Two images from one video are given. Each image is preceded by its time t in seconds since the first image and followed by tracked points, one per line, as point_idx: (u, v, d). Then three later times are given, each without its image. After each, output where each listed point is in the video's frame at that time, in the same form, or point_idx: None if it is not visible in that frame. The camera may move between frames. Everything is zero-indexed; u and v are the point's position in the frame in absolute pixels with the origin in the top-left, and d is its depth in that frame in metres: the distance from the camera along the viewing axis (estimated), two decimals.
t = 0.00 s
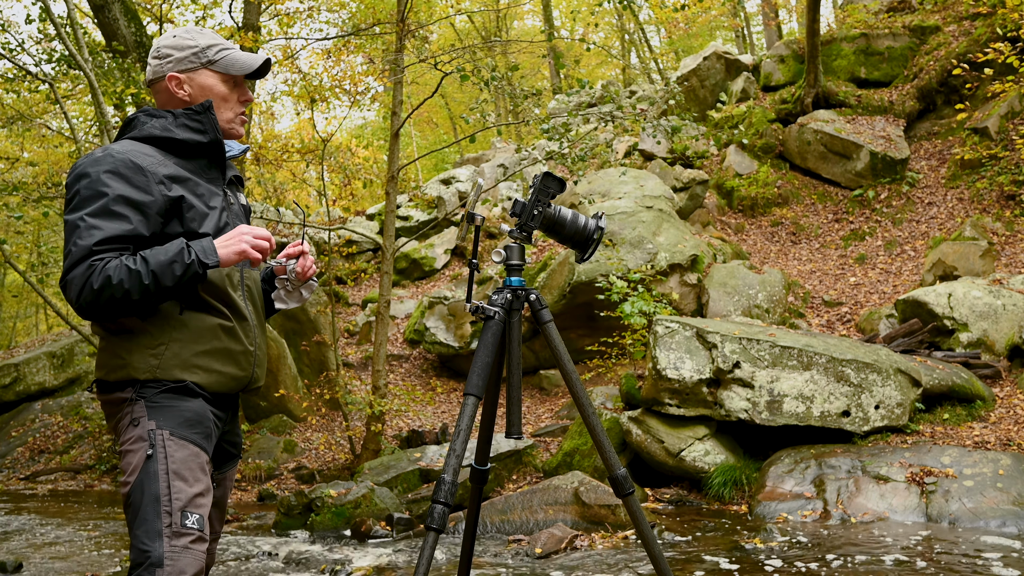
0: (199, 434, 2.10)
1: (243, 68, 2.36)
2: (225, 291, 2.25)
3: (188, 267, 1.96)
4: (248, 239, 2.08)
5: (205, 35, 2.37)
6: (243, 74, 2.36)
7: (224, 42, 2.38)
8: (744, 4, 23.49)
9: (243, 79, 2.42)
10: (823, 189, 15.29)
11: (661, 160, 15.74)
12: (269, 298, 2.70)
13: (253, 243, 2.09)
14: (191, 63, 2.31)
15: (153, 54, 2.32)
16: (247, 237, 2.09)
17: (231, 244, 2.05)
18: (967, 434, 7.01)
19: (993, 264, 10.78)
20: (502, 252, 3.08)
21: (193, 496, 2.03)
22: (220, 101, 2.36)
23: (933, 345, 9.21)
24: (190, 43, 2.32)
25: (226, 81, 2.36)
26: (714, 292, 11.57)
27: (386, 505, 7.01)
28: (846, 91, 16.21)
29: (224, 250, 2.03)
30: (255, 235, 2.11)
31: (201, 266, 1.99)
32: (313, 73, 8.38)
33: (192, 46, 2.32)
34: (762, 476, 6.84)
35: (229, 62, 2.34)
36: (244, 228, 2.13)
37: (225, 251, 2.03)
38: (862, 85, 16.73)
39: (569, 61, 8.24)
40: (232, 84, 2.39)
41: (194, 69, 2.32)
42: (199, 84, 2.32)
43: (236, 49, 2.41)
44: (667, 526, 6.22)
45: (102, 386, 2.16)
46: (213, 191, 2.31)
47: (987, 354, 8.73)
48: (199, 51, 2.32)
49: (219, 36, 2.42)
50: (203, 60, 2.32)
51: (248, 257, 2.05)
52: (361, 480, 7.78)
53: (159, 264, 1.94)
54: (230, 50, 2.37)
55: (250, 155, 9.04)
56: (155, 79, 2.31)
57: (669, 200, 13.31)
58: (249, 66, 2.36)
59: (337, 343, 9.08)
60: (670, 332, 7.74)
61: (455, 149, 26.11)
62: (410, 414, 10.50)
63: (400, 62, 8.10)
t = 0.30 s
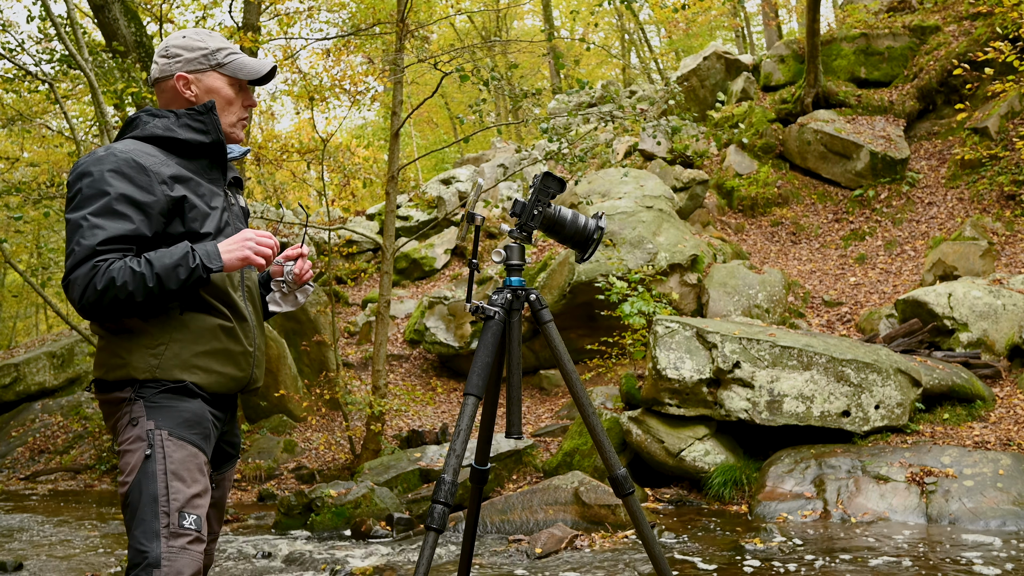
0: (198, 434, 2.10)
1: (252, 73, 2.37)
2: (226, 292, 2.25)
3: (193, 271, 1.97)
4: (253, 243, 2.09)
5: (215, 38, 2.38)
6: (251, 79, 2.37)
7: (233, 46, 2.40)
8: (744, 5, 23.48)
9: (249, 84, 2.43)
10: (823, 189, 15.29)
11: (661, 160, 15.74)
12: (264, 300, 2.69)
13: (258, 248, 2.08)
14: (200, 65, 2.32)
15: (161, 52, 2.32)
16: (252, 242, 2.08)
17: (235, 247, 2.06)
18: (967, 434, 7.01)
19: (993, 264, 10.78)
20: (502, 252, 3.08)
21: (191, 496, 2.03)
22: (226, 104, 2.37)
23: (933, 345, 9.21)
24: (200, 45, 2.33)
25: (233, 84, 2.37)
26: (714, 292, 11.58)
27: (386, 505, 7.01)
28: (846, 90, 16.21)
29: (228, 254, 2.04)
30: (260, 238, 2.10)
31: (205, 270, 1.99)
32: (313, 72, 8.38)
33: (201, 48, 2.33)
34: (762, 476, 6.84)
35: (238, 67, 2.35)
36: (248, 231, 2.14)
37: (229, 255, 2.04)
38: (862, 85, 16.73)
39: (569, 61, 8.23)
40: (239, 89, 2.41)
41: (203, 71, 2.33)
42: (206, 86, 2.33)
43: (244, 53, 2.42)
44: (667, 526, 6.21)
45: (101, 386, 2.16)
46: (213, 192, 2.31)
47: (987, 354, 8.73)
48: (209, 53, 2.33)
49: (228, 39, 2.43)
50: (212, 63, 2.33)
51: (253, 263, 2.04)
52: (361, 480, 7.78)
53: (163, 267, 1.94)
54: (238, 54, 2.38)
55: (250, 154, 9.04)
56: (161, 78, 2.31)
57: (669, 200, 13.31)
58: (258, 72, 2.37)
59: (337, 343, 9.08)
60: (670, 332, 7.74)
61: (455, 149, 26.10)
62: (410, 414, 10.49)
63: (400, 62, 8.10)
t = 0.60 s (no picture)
0: (202, 433, 2.10)
1: (256, 77, 2.38)
2: (227, 292, 2.26)
3: (194, 277, 1.98)
4: (253, 250, 2.12)
5: (218, 41, 2.39)
6: (254, 83, 2.38)
7: (235, 49, 2.40)
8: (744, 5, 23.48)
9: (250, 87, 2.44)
10: (823, 189, 15.29)
11: (661, 160, 15.74)
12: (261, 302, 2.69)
13: (258, 253, 2.12)
14: (204, 67, 2.32)
15: (163, 53, 2.32)
16: (253, 247, 2.12)
17: (235, 253, 2.08)
18: (967, 434, 7.01)
19: (993, 264, 10.78)
20: (502, 252, 3.08)
21: (197, 494, 2.03)
22: (228, 106, 2.38)
23: (933, 345, 9.21)
24: (204, 48, 2.33)
25: (237, 87, 2.38)
26: (714, 292, 11.59)
27: (386, 505, 7.01)
28: (846, 90, 16.21)
29: (228, 261, 2.06)
30: (260, 244, 2.15)
31: (206, 276, 2.01)
32: (313, 73, 8.38)
33: (206, 50, 2.33)
34: (762, 476, 6.84)
35: (242, 70, 2.36)
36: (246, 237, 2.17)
37: (229, 261, 2.06)
38: (862, 85, 16.73)
39: (569, 61, 8.23)
40: (242, 91, 2.41)
41: (207, 73, 2.33)
42: (209, 87, 2.33)
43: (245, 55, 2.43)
44: (666, 526, 6.21)
45: (103, 389, 2.15)
46: (213, 193, 2.31)
47: (987, 354, 8.74)
48: (213, 56, 2.34)
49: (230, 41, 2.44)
50: (216, 66, 2.34)
51: (254, 268, 2.09)
52: (361, 480, 7.77)
53: (164, 272, 1.95)
54: (240, 56, 2.39)
55: (250, 154, 9.04)
56: (164, 79, 2.31)
57: (669, 200, 13.31)
58: (261, 77, 2.38)
59: (337, 343, 9.07)
60: (670, 332, 7.74)
61: (455, 149, 26.10)
62: (410, 414, 10.49)
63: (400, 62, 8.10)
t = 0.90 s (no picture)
0: (214, 434, 2.12)
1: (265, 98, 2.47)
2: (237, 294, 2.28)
3: (220, 272, 1.98)
4: (268, 235, 2.10)
5: (235, 53, 2.43)
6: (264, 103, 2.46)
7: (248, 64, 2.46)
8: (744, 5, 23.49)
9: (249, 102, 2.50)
10: (823, 189, 15.29)
11: (661, 160, 15.75)
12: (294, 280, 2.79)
13: (274, 236, 2.11)
14: (228, 77, 2.35)
15: (188, 53, 2.31)
16: (267, 233, 2.10)
17: (252, 241, 2.08)
18: (967, 434, 7.01)
19: (993, 264, 10.78)
20: (502, 252, 3.09)
21: (210, 495, 2.04)
22: (233, 118, 2.42)
23: (933, 345, 9.21)
24: (228, 58, 2.36)
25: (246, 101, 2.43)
26: (714, 292, 11.59)
27: (386, 505, 7.01)
28: (846, 90, 16.21)
29: (250, 250, 2.06)
30: (272, 226, 2.13)
31: (231, 270, 2.01)
32: (313, 73, 8.38)
33: (230, 62, 2.37)
34: (762, 476, 6.84)
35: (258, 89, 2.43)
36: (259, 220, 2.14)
37: (249, 249, 2.06)
38: (862, 85, 16.73)
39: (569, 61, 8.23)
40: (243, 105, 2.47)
41: (228, 83, 2.36)
42: (227, 98, 2.37)
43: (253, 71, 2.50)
44: (667, 526, 6.21)
45: (113, 389, 2.14)
46: (219, 194, 2.31)
47: (987, 354, 8.73)
48: (235, 68, 2.38)
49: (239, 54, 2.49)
50: (234, 79, 2.38)
51: (272, 252, 2.08)
52: (361, 480, 7.78)
53: (191, 270, 1.95)
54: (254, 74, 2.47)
55: (250, 154, 9.04)
56: (187, 78, 2.29)
57: (669, 200, 13.30)
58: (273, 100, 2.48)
59: (337, 343, 9.06)
60: (670, 332, 7.75)
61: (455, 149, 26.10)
62: (410, 414, 10.49)
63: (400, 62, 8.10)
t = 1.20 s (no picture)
0: (212, 434, 2.11)
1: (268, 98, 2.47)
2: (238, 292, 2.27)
3: (230, 277, 2.02)
4: (275, 237, 2.13)
5: (238, 51, 2.42)
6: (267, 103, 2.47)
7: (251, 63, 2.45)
8: (744, 5, 23.50)
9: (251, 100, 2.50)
10: (823, 189, 15.29)
11: (661, 161, 15.75)
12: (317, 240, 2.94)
13: (280, 238, 2.14)
14: (231, 77, 2.35)
15: (191, 52, 2.30)
16: (273, 235, 2.13)
17: (258, 244, 2.11)
18: (967, 434, 7.01)
19: (993, 264, 10.78)
20: (502, 252, 3.09)
21: (207, 494, 2.04)
22: (237, 118, 2.42)
23: (933, 345, 9.21)
24: (232, 57, 2.35)
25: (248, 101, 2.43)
26: (714, 292, 11.59)
27: (386, 505, 7.01)
28: (846, 90, 16.21)
29: (256, 252, 2.09)
30: (278, 229, 2.15)
31: (239, 274, 2.05)
32: (313, 73, 8.39)
33: (233, 60, 2.36)
34: (762, 476, 6.84)
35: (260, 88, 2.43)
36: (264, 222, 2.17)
37: (255, 253, 2.09)
38: (862, 85, 16.73)
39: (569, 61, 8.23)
40: (245, 104, 2.46)
41: (231, 83, 2.36)
42: (229, 98, 2.36)
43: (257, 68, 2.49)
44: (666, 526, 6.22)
45: (114, 389, 2.15)
46: (221, 195, 2.33)
47: (987, 354, 8.73)
48: (239, 68, 2.37)
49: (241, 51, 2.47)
50: (238, 78, 2.37)
51: (278, 254, 2.10)
52: (361, 480, 7.78)
53: (201, 275, 1.98)
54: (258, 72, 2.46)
55: (250, 155, 9.04)
56: (191, 77, 2.28)
57: (669, 200, 13.30)
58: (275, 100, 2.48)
59: (337, 343, 9.06)
60: (670, 332, 7.75)
61: (455, 149, 26.10)
62: (410, 414, 10.49)
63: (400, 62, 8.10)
